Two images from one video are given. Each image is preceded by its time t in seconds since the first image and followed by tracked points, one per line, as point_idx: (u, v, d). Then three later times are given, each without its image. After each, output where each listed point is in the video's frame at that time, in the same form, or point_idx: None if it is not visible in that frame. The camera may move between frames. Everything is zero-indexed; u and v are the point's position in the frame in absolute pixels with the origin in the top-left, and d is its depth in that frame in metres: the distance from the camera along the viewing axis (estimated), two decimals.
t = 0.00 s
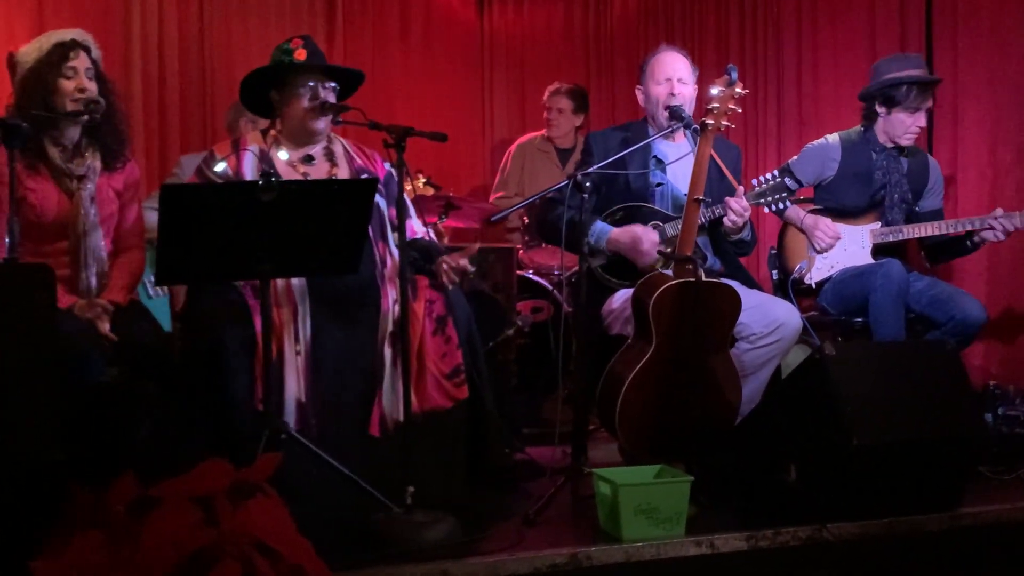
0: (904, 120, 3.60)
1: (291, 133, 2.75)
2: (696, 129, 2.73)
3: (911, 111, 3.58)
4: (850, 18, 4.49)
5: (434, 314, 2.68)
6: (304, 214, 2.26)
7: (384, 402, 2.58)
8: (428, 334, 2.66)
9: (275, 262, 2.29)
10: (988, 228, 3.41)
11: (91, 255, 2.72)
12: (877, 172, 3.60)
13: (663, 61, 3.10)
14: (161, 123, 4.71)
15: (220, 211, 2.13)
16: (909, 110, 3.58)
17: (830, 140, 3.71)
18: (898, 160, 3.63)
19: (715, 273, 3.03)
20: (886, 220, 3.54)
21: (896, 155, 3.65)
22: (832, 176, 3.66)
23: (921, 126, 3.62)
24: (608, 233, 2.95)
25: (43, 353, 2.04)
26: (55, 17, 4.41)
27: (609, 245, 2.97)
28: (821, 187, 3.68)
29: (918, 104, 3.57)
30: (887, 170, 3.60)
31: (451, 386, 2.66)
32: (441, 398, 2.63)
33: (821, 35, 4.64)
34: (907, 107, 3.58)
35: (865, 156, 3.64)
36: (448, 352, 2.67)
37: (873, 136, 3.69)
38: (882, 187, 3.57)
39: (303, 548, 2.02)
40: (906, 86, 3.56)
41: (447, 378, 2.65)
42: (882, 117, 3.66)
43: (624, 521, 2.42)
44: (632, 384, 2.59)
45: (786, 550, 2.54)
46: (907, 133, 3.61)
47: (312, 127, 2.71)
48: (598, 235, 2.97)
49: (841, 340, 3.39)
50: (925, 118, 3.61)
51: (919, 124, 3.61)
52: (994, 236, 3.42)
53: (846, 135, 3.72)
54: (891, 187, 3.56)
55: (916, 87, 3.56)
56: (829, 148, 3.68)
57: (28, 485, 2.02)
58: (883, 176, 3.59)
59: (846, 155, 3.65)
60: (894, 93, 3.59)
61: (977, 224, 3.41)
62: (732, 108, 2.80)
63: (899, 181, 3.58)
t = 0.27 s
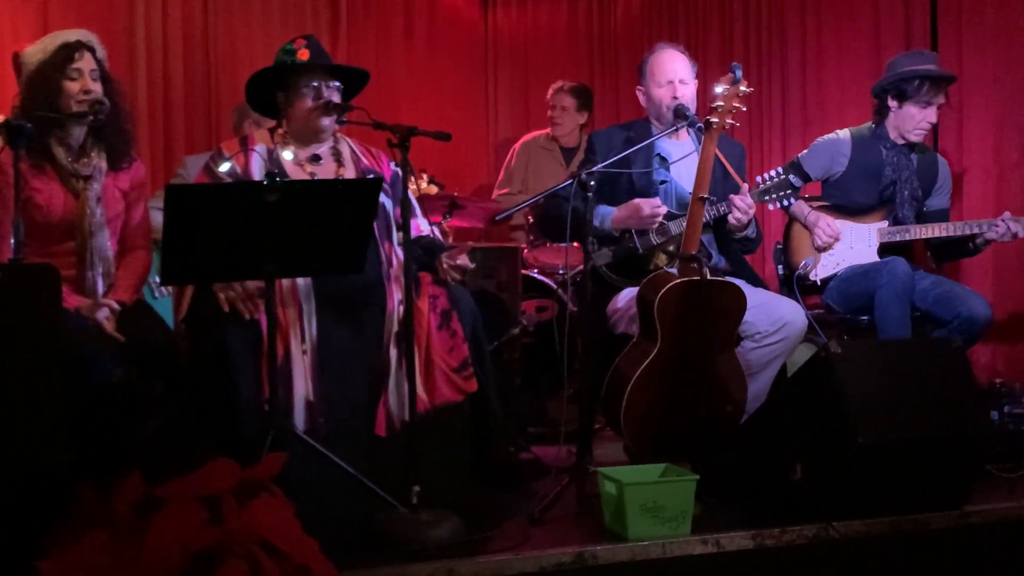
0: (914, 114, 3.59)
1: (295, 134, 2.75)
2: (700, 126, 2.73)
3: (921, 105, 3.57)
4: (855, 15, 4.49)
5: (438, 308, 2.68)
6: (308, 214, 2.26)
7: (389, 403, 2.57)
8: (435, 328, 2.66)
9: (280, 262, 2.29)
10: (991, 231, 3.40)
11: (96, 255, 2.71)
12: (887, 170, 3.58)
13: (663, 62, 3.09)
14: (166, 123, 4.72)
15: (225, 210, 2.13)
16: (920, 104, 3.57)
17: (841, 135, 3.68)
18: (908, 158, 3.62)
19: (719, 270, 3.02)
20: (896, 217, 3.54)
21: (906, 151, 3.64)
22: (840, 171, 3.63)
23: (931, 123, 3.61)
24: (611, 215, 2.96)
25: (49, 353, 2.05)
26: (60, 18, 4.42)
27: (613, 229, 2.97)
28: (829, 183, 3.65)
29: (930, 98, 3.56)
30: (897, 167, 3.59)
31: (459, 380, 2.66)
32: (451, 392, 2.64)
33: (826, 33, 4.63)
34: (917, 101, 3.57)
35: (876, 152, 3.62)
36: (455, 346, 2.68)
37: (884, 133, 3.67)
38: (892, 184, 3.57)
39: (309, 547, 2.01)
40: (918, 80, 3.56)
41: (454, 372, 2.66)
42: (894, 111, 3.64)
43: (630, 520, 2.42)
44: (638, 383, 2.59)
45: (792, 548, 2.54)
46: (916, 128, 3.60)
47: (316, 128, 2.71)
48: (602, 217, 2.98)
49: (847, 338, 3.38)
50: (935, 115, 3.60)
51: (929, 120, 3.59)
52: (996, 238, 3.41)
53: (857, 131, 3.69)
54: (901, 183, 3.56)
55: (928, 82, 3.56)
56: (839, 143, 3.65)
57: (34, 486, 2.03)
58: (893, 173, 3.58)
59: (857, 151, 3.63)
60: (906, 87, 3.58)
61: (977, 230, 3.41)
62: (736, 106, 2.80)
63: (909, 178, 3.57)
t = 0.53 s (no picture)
0: (921, 124, 3.60)
1: (299, 135, 2.75)
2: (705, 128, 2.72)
3: (929, 117, 3.59)
4: (860, 15, 4.48)
5: (443, 312, 2.67)
6: (314, 216, 2.26)
7: (394, 404, 2.58)
8: (440, 335, 2.67)
9: (285, 264, 2.30)
10: (995, 233, 3.42)
11: (102, 258, 2.72)
12: (893, 173, 3.58)
13: (670, 64, 3.10)
14: (171, 125, 4.73)
15: (230, 213, 2.13)
16: (927, 116, 3.59)
17: (851, 135, 3.67)
18: (915, 162, 3.62)
19: (725, 271, 3.02)
20: (901, 220, 3.56)
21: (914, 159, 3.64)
22: (847, 172, 3.62)
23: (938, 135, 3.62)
24: (619, 227, 2.93)
25: (56, 356, 2.06)
26: (66, 20, 4.43)
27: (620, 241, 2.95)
28: (835, 183, 3.64)
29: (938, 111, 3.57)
30: (903, 171, 3.59)
31: (462, 386, 2.67)
32: (454, 399, 2.66)
33: (831, 33, 4.63)
34: (925, 112, 3.59)
35: (883, 156, 3.61)
36: (458, 353, 2.67)
37: (893, 134, 3.67)
38: (897, 189, 3.56)
39: (314, 548, 2.01)
40: (929, 92, 3.55)
41: (458, 379, 2.66)
42: (904, 118, 3.66)
43: (636, 521, 2.42)
44: (643, 385, 2.58)
45: (799, 549, 2.53)
46: (922, 138, 3.62)
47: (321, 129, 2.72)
48: (609, 230, 2.95)
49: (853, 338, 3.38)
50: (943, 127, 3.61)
51: (936, 132, 3.61)
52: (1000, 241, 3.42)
53: (866, 132, 3.69)
54: (906, 188, 3.56)
55: (939, 94, 3.56)
56: (847, 143, 3.64)
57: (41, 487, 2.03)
58: (899, 176, 3.58)
59: (865, 152, 3.62)
60: (916, 96, 3.59)
61: (983, 231, 3.42)
62: (741, 106, 2.80)
63: (914, 183, 3.57)
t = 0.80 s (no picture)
0: (932, 123, 3.58)
1: (300, 137, 2.75)
2: (709, 130, 2.72)
3: (941, 115, 3.56)
4: (863, 17, 4.48)
5: (448, 319, 2.67)
6: (318, 220, 2.26)
7: (398, 407, 2.57)
8: (443, 338, 2.65)
9: (289, 267, 2.30)
10: (1000, 236, 3.40)
11: (106, 261, 2.73)
12: (900, 174, 3.57)
13: (671, 65, 3.09)
14: (175, 128, 4.73)
15: (234, 216, 2.14)
16: (939, 114, 3.56)
17: (854, 136, 3.68)
18: (922, 162, 3.60)
19: (729, 273, 3.02)
20: (907, 221, 3.55)
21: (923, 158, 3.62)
22: (852, 174, 3.63)
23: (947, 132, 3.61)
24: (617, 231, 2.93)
25: (61, 359, 2.06)
26: (70, 23, 4.43)
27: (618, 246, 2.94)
28: (840, 184, 3.65)
29: (949, 109, 3.55)
30: (909, 172, 3.57)
31: (465, 390, 2.67)
32: (458, 402, 2.65)
33: (834, 35, 4.62)
34: (936, 111, 3.56)
35: (889, 157, 3.61)
36: (463, 356, 2.68)
37: (897, 135, 3.66)
38: (904, 189, 3.55)
39: (319, 551, 2.01)
40: (939, 90, 3.54)
41: (462, 382, 2.66)
42: (911, 118, 3.63)
43: (640, 524, 2.42)
44: (647, 387, 2.58)
45: (803, 551, 2.53)
46: (933, 136, 3.60)
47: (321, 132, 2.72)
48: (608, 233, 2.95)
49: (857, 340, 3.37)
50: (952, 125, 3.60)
51: (946, 129, 3.59)
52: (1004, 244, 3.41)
53: (870, 133, 3.69)
54: (913, 188, 3.54)
55: (949, 92, 3.54)
56: (852, 144, 3.64)
57: (46, 491, 2.03)
58: (906, 177, 3.56)
59: (869, 153, 3.62)
60: (925, 96, 3.57)
61: (988, 233, 3.41)
62: (745, 108, 2.79)
63: (921, 183, 3.55)
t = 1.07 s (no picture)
0: (931, 136, 3.60)
1: (305, 140, 2.76)
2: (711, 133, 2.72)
3: (940, 129, 3.58)
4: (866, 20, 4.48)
5: (448, 320, 2.68)
6: (321, 224, 2.27)
7: (400, 410, 2.57)
8: (443, 341, 2.66)
9: (293, 270, 2.30)
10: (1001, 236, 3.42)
11: (110, 264, 2.73)
12: (901, 180, 3.58)
13: (677, 69, 3.10)
14: (178, 129, 4.73)
15: (237, 219, 2.14)
16: (938, 128, 3.58)
17: (851, 142, 3.67)
18: (922, 169, 3.61)
19: (731, 277, 3.03)
20: (908, 226, 3.55)
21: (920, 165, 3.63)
22: (851, 179, 3.62)
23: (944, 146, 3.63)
24: (624, 236, 2.95)
25: (64, 362, 2.06)
26: (74, 25, 4.44)
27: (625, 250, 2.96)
28: (839, 190, 3.64)
29: (948, 123, 3.58)
30: (911, 178, 3.58)
31: (467, 392, 2.66)
32: (457, 405, 2.65)
33: (837, 37, 4.62)
34: (936, 125, 3.58)
35: (888, 163, 3.61)
36: (463, 359, 2.67)
37: (896, 142, 3.67)
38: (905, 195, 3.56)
39: (321, 553, 2.01)
40: (940, 105, 3.56)
41: (463, 385, 2.66)
42: (910, 128, 3.64)
43: (643, 527, 2.42)
44: (649, 390, 2.59)
45: (806, 554, 2.52)
46: (931, 148, 3.62)
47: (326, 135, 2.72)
48: (614, 238, 2.97)
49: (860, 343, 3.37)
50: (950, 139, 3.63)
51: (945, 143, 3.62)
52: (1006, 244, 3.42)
53: (869, 138, 3.69)
54: (914, 196, 3.55)
55: (950, 107, 3.57)
56: (850, 150, 3.64)
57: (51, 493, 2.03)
58: (907, 184, 3.57)
59: (868, 159, 3.62)
60: (924, 109, 3.59)
61: (989, 234, 3.42)
62: (748, 111, 2.80)
63: (922, 190, 3.56)
